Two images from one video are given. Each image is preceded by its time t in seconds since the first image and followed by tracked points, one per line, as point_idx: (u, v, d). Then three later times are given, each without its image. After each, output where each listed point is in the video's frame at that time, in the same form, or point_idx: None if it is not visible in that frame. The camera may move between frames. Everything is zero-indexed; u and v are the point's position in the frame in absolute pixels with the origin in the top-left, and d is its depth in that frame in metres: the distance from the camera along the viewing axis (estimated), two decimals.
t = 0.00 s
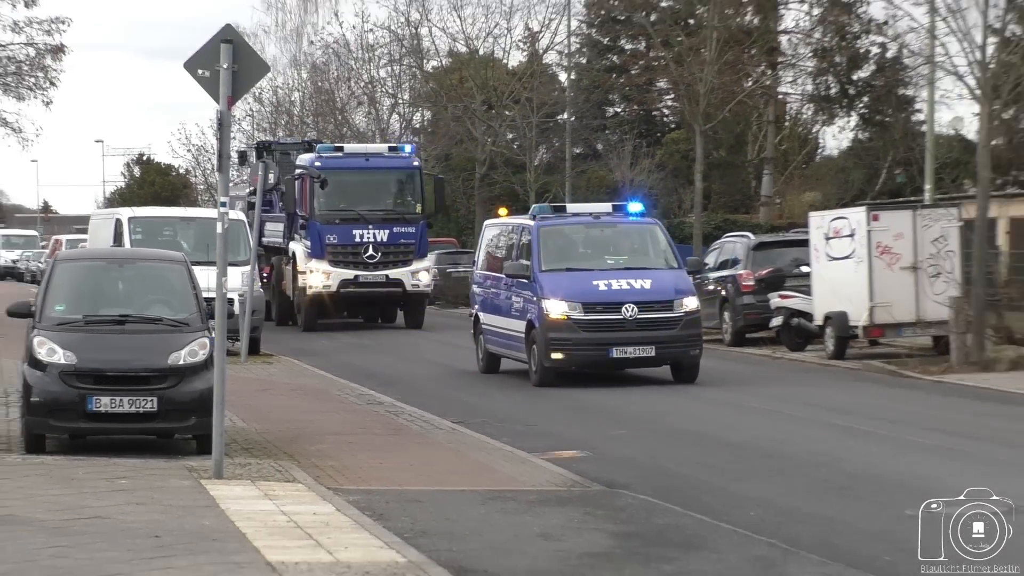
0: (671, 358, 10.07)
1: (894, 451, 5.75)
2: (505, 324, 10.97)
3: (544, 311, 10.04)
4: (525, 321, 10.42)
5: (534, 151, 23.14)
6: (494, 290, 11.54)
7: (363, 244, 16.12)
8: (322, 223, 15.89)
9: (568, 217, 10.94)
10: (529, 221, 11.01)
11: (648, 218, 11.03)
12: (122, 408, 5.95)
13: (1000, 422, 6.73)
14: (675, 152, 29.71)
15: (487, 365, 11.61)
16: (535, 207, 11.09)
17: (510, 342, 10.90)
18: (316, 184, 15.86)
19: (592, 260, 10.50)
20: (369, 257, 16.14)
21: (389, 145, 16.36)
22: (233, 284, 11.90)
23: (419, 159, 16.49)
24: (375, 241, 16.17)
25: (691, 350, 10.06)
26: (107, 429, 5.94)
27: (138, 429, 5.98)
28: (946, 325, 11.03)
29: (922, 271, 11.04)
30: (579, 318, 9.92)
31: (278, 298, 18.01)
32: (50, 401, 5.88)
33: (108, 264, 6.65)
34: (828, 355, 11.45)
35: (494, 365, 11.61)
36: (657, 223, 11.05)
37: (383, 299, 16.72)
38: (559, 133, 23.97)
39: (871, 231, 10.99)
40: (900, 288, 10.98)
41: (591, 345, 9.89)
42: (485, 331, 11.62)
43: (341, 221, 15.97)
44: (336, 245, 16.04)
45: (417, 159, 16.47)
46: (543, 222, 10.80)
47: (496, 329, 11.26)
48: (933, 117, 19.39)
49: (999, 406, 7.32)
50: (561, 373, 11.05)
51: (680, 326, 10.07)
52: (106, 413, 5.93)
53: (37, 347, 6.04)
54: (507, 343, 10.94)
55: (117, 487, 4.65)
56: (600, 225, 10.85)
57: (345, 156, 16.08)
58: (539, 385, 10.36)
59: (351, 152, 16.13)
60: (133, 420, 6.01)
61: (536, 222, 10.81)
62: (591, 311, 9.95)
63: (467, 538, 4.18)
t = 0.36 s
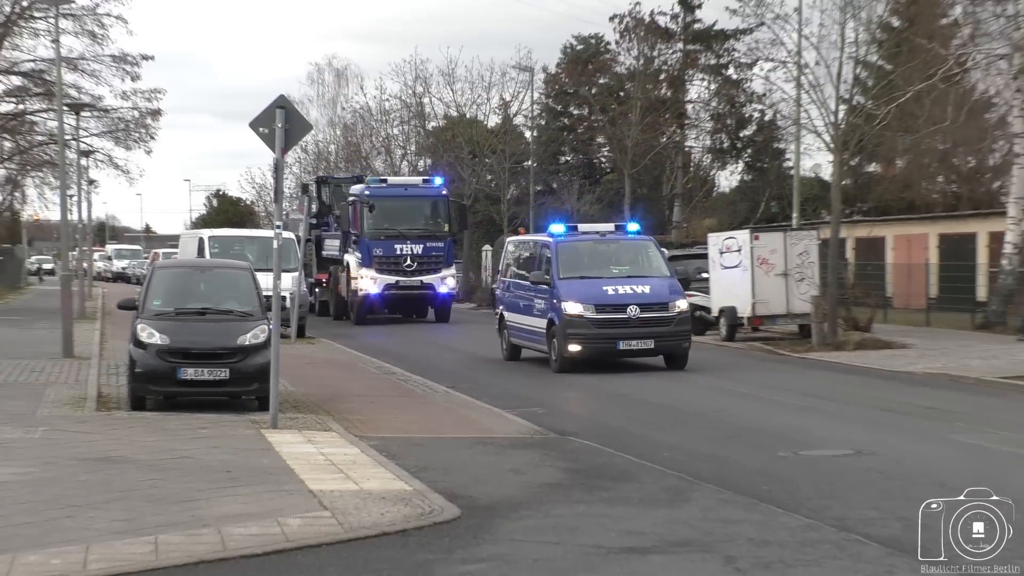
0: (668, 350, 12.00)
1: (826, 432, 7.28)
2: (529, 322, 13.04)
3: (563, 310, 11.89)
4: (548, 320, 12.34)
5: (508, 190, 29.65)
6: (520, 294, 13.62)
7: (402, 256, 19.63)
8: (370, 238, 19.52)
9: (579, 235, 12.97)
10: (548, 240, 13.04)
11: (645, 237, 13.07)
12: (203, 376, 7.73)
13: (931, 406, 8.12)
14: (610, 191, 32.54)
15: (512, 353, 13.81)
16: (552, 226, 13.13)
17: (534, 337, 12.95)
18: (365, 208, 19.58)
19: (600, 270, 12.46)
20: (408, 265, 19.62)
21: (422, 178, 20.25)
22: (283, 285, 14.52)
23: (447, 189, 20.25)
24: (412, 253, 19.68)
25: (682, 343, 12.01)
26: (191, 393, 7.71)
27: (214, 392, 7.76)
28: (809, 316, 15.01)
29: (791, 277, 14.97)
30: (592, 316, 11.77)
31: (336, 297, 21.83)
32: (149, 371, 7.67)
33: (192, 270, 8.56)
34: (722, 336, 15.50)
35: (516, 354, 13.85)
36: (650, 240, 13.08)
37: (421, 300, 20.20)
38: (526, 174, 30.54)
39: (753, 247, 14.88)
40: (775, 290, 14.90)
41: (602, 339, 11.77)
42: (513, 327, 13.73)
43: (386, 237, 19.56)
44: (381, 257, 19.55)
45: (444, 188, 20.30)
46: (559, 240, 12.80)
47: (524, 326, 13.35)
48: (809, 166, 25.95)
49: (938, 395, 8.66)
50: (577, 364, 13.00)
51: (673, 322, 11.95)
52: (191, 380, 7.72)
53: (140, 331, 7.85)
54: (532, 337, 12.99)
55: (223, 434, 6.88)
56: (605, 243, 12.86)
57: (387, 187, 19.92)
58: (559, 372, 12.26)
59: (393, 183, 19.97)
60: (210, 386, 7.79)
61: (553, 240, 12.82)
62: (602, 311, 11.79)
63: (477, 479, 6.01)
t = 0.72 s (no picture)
0: (665, 343, 13.88)
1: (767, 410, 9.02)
2: (544, 319, 15.05)
3: (576, 310, 13.78)
4: (562, 318, 14.26)
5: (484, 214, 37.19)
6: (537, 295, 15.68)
7: (427, 265, 23.63)
8: (400, 250, 23.56)
9: (586, 247, 14.99)
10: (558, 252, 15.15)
11: (641, 248, 15.11)
12: (260, 356, 9.69)
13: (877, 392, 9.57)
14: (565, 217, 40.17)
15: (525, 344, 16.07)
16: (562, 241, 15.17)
17: (549, 332, 14.92)
18: (396, 226, 23.60)
19: (604, 276, 14.44)
20: (432, 272, 23.55)
21: (441, 202, 24.44)
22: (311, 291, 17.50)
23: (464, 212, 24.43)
24: (434, 262, 23.69)
25: (676, 337, 13.89)
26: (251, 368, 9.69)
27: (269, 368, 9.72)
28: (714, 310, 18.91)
29: (701, 280, 18.81)
30: (601, 315, 13.62)
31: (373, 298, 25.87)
32: (219, 352, 9.65)
33: (251, 275, 10.62)
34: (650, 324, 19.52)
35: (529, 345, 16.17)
36: (646, 252, 15.10)
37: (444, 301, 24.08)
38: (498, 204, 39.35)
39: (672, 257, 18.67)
40: (687, 290, 18.71)
41: (608, 335, 13.60)
42: (530, 324, 15.77)
43: (413, 249, 23.61)
44: (410, 265, 23.60)
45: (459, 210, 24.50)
46: (570, 251, 14.82)
47: (540, 322, 15.37)
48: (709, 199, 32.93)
49: (888, 386, 10.04)
50: (586, 355, 14.89)
51: (668, 319, 13.80)
52: (251, 359, 9.67)
53: (212, 321, 9.88)
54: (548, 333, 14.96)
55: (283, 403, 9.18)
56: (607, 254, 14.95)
57: (414, 208, 23.97)
58: (572, 361, 14.13)
59: (418, 206, 24.03)
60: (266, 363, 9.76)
61: (564, 252, 14.84)
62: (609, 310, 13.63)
63: (476, 439, 7.99)
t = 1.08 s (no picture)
0: (649, 336, 16.60)
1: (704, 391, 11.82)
2: (547, 317, 18.01)
3: (576, 308, 16.47)
4: (564, 315, 17.00)
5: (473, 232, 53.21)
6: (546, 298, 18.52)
7: (439, 272, 28.33)
8: (417, 260, 28.29)
9: (582, 257, 17.88)
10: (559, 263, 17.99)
11: (628, 259, 18.04)
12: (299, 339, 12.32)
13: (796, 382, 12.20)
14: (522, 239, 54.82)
15: (528, 336, 19.54)
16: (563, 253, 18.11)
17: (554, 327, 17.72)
18: (413, 240, 28.25)
19: (600, 281, 17.23)
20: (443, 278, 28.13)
21: (451, 220, 29.12)
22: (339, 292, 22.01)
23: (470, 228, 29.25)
24: (445, 269, 28.41)
25: (658, 331, 16.61)
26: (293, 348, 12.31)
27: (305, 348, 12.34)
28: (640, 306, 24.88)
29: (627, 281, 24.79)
30: (597, 312, 16.29)
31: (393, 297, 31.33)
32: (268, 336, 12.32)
33: (291, 279, 13.32)
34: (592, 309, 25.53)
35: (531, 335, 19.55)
36: (632, 261, 17.99)
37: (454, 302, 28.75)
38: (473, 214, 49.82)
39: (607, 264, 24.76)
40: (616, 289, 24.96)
41: (604, 330, 16.21)
42: (539, 321, 18.66)
43: (427, 259, 28.25)
44: (425, 272, 28.39)
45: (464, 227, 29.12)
46: (570, 260, 17.69)
47: (547, 318, 18.23)
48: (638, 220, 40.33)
49: (808, 371, 12.71)
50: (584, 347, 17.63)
51: (653, 317, 16.50)
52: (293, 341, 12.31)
53: (264, 313, 12.56)
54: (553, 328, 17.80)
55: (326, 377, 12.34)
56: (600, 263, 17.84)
57: (428, 225, 28.65)
58: (571, 351, 16.85)
59: (432, 223, 28.71)
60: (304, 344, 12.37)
61: (565, 261, 17.70)
62: (604, 308, 16.28)
63: (473, 403, 10.88)
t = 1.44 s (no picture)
0: (641, 327, 20.95)
1: (655, 373, 15.91)
2: (556, 313, 22.55)
3: (583, 303, 20.89)
4: (572, 310, 21.44)
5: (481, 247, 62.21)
6: (558, 298, 23.11)
7: (463, 278, 33.61)
8: (446, 266, 33.55)
9: (586, 266, 22.56)
10: (567, 269, 22.67)
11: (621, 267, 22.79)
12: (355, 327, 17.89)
13: (723, 369, 16.27)
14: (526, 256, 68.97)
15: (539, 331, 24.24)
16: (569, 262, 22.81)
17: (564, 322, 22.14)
18: (443, 251, 33.82)
19: (600, 285, 21.79)
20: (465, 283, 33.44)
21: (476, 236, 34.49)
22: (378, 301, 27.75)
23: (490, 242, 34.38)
24: (468, 276, 33.68)
25: (646, 323, 20.95)
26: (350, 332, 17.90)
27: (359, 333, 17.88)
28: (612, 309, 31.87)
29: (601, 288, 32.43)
30: (598, 307, 20.71)
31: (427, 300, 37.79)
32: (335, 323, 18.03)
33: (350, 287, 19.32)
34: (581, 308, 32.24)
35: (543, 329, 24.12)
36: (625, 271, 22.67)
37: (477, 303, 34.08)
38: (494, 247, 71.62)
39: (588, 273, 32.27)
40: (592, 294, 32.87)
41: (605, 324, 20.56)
42: (552, 317, 23.24)
43: (454, 266, 33.59)
44: (449, 278, 33.70)
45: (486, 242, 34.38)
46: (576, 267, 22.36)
47: (558, 315, 22.77)
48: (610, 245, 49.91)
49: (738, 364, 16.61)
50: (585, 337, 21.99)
51: (642, 313, 20.90)
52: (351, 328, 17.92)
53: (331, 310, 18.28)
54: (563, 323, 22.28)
55: (374, 360, 16.81)
56: (600, 270, 22.51)
57: (456, 239, 34.11)
58: (577, 339, 21.17)
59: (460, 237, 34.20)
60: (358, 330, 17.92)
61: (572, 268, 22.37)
62: (603, 304, 20.70)
63: (484, 383, 14.99)
